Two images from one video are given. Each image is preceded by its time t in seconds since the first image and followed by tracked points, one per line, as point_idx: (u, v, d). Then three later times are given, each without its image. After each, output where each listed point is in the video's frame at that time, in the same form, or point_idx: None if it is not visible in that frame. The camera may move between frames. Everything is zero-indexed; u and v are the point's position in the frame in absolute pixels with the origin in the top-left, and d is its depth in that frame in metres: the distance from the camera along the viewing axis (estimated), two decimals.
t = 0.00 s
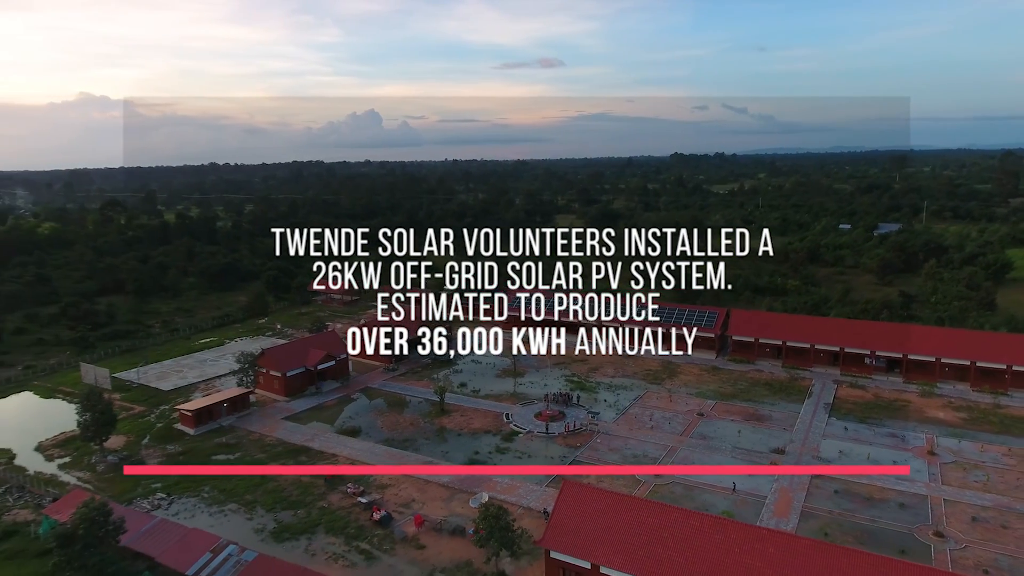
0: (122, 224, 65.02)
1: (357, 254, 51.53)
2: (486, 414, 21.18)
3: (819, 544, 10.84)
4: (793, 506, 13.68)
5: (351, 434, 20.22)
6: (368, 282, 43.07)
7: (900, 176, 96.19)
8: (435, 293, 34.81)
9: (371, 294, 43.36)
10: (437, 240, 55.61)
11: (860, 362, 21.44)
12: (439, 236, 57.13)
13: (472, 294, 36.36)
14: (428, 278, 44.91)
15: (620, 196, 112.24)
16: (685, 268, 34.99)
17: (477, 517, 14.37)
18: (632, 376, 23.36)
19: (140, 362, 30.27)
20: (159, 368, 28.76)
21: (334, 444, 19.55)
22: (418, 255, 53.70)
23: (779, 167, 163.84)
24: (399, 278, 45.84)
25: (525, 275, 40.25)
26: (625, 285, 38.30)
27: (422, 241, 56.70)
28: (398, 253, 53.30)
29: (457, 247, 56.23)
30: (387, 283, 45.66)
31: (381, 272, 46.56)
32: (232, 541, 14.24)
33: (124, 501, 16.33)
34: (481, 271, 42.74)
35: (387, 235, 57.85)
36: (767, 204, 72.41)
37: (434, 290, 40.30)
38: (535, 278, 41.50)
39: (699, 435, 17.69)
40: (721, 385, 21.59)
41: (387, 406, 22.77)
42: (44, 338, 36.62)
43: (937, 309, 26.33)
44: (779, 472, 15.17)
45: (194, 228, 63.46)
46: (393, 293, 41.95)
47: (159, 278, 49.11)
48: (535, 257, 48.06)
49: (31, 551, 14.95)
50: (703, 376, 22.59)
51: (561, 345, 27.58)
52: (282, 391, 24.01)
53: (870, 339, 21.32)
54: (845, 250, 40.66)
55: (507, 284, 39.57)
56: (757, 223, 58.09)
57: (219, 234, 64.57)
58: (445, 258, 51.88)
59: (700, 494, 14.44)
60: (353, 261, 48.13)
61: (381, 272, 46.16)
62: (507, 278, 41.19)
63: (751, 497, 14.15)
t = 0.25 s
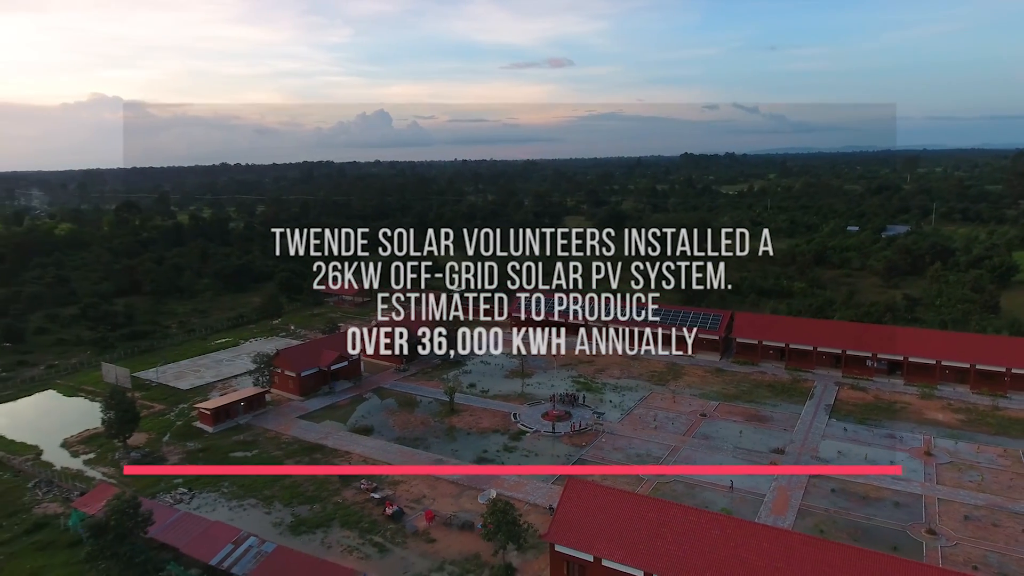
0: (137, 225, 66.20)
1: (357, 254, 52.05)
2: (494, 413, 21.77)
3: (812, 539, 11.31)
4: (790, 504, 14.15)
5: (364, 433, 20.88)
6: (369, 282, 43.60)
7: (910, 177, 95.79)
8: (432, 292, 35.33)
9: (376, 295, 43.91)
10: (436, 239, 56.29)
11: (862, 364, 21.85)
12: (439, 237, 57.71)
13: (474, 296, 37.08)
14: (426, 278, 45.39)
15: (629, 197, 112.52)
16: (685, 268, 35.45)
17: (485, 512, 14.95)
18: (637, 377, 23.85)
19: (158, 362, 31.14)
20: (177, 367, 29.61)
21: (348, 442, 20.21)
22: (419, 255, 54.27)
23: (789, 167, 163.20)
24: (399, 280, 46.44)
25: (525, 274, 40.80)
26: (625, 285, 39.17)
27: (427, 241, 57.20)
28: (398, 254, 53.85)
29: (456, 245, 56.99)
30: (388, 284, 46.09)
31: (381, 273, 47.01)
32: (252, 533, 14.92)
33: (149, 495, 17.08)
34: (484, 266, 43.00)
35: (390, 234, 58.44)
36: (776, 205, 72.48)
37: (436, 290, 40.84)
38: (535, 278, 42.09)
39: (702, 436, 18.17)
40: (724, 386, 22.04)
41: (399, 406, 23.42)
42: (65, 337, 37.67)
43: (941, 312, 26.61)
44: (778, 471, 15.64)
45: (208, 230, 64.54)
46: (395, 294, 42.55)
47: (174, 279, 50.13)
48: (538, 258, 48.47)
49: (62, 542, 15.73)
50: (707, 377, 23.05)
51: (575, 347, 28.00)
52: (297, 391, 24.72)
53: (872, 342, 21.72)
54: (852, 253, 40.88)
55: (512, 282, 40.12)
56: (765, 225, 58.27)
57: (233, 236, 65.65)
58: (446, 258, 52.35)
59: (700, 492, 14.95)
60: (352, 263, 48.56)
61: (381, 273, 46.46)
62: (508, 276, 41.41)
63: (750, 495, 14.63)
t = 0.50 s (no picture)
0: (153, 227, 67.41)
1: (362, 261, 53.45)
2: (503, 413, 22.37)
3: (805, 535, 11.81)
4: (789, 502, 14.61)
5: (377, 432, 21.53)
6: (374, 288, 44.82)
7: (922, 178, 95.42)
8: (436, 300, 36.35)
9: (386, 299, 44.81)
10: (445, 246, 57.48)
11: (864, 367, 22.23)
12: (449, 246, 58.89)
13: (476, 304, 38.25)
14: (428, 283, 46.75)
15: (639, 198, 112.77)
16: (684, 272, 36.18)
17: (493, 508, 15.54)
18: (643, 379, 24.35)
19: (176, 362, 32.02)
20: (195, 367, 30.47)
21: (361, 440, 20.86)
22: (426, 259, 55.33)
23: (800, 168, 162.54)
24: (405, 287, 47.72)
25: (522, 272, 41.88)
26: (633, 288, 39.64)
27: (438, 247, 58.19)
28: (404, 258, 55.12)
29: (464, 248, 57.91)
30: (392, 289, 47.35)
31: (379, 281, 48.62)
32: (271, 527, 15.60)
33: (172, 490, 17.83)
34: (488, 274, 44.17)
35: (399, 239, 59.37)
36: (785, 207, 72.57)
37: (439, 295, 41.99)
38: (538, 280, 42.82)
39: (705, 436, 18.64)
40: (728, 388, 22.49)
41: (410, 405, 24.07)
42: (86, 338, 38.73)
43: (946, 315, 26.87)
44: (779, 471, 16.10)
45: (222, 232, 65.63)
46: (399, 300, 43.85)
47: (190, 280, 51.17)
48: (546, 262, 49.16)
49: (90, 534, 16.51)
50: (712, 379, 23.51)
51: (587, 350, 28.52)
52: (311, 391, 25.44)
53: (875, 345, 22.09)
54: (860, 256, 41.09)
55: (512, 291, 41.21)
56: (774, 227, 58.45)
57: (247, 238, 66.73)
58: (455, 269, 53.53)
59: (701, 490, 15.46)
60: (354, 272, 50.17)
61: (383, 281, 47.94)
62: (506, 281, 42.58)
63: (750, 493, 15.11)
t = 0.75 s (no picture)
0: (170, 228, 68.67)
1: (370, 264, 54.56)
2: (512, 413, 22.95)
3: (799, 531, 12.32)
4: (789, 501, 15.06)
5: (390, 431, 22.18)
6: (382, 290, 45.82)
7: (935, 178, 94.90)
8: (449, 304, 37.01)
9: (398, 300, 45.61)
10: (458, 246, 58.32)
11: (868, 369, 22.58)
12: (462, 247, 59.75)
13: (485, 306, 39.03)
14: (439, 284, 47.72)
15: (649, 199, 112.93)
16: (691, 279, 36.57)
17: (502, 505, 16.10)
18: (650, 380, 24.82)
19: (195, 362, 32.93)
20: (213, 367, 31.34)
21: (375, 439, 21.52)
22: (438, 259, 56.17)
23: (812, 168, 161.77)
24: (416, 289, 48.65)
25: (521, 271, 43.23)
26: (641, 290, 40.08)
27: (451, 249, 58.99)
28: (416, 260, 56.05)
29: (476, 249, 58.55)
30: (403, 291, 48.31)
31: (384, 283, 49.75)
32: (290, 521, 16.31)
33: (194, 485, 18.59)
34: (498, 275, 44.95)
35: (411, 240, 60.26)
36: (795, 208, 72.57)
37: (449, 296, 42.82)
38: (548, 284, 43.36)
39: (709, 437, 19.11)
40: (733, 389, 22.93)
41: (422, 405, 24.72)
42: (107, 338, 39.79)
43: (952, 318, 27.10)
44: (780, 470, 16.54)
45: (237, 233, 66.73)
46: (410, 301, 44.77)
47: (207, 282, 52.23)
48: (557, 264, 49.72)
49: (118, 526, 17.30)
50: (717, 380, 23.95)
51: (595, 351, 29.03)
52: (326, 390, 26.15)
53: (878, 348, 22.44)
54: (869, 258, 41.25)
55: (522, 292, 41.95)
56: (784, 229, 58.58)
57: (261, 239, 67.80)
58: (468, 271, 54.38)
59: (703, 488, 15.95)
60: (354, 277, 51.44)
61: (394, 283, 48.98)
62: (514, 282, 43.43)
63: (751, 492, 15.57)
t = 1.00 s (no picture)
0: (186, 229, 69.87)
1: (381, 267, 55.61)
2: (522, 413, 23.52)
3: (796, 528, 12.82)
4: (790, 499, 15.51)
5: (403, 430, 22.85)
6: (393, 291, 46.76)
7: (949, 179, 94.21)
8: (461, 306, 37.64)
9: (411, 301, 46.37)
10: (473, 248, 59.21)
11: (873, 371, 22.91)
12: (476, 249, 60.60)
13: (496, 308, 39.64)
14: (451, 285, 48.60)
15: (660, 200, 112.95)
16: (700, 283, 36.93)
17: (511, 502, 16.68)
18: (657, 381, 25.28)
19: (213, 362, 33.82)
20: (231, 367, 32.19)
21: (388, 438, 22.19)
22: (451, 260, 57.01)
23: (825, 168, 160.73)
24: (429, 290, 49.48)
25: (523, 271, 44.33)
26: (650, 293, 40.46)
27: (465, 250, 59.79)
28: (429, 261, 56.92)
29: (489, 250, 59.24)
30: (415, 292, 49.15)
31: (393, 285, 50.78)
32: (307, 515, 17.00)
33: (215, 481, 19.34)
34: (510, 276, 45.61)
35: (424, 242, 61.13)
36: (807, 210, 72.45)
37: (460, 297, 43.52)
38: (558, 286, 43.86)
39: (714, 437, 19.56)
40: (739, 390, 23.34)
41: (434, 404, 25.36)
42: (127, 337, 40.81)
43: (959, 322, 27.29)
44: (782, 470, 16.97)
45: (251, 235, 67.80)
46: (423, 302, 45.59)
47: (223, 283, 53.26)
48: (568, 265, 50.29)
49: (143, 520, 18.09)
50: (724, 382, 24.36)
51: (604, 353, 29.52)
52: (340, 390, 26.88)
53: (883, 351, 22.77)
54: (878, 261, 41.36)
55: (533, 293, 42.59)
56: (794, 230, 58.63)
57: (276, 240, 68.89)
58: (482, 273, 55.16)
59: (707, 487, 16.43)
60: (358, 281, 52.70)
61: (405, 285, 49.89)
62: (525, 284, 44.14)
63: (753, 491, 16.03)
